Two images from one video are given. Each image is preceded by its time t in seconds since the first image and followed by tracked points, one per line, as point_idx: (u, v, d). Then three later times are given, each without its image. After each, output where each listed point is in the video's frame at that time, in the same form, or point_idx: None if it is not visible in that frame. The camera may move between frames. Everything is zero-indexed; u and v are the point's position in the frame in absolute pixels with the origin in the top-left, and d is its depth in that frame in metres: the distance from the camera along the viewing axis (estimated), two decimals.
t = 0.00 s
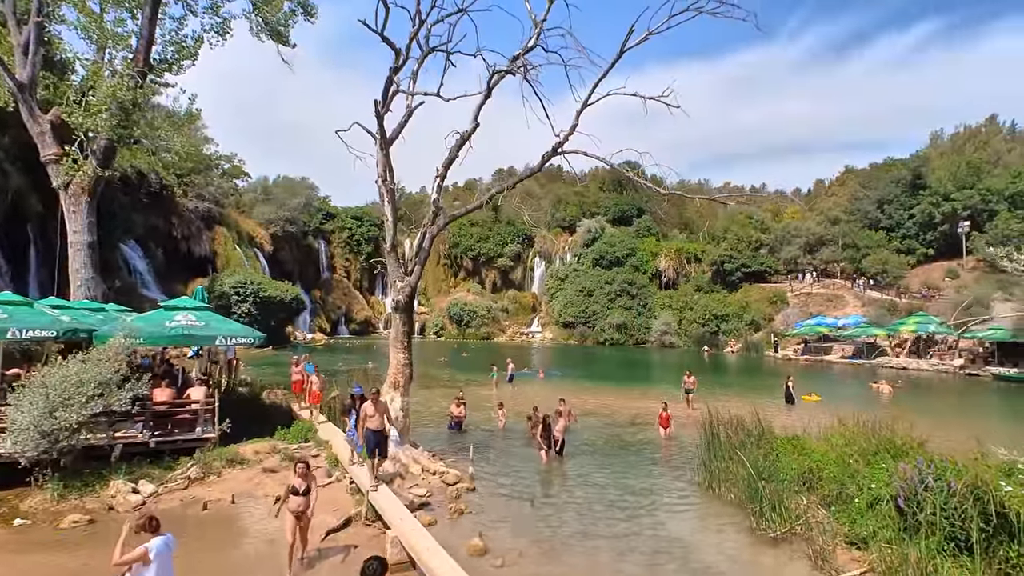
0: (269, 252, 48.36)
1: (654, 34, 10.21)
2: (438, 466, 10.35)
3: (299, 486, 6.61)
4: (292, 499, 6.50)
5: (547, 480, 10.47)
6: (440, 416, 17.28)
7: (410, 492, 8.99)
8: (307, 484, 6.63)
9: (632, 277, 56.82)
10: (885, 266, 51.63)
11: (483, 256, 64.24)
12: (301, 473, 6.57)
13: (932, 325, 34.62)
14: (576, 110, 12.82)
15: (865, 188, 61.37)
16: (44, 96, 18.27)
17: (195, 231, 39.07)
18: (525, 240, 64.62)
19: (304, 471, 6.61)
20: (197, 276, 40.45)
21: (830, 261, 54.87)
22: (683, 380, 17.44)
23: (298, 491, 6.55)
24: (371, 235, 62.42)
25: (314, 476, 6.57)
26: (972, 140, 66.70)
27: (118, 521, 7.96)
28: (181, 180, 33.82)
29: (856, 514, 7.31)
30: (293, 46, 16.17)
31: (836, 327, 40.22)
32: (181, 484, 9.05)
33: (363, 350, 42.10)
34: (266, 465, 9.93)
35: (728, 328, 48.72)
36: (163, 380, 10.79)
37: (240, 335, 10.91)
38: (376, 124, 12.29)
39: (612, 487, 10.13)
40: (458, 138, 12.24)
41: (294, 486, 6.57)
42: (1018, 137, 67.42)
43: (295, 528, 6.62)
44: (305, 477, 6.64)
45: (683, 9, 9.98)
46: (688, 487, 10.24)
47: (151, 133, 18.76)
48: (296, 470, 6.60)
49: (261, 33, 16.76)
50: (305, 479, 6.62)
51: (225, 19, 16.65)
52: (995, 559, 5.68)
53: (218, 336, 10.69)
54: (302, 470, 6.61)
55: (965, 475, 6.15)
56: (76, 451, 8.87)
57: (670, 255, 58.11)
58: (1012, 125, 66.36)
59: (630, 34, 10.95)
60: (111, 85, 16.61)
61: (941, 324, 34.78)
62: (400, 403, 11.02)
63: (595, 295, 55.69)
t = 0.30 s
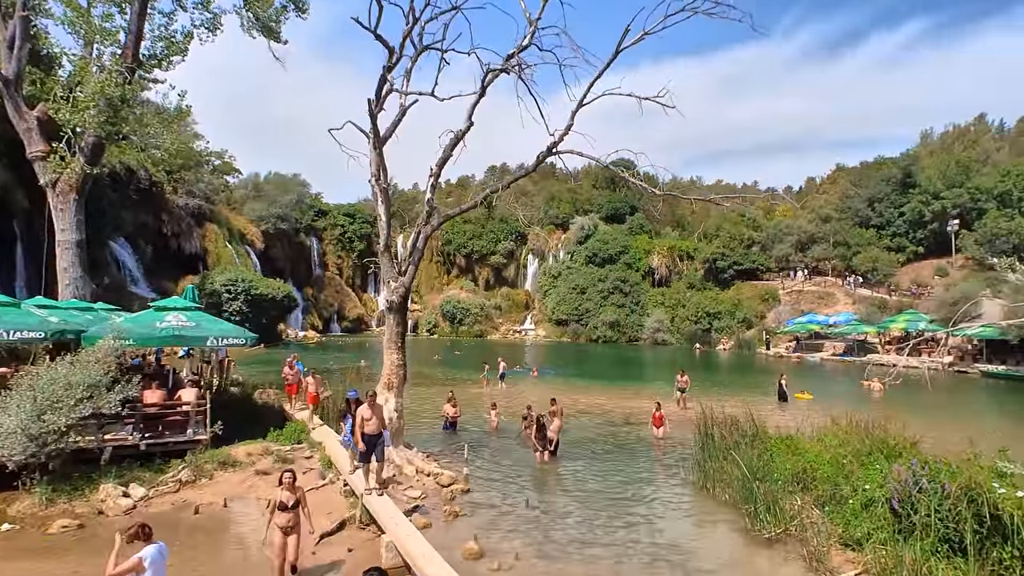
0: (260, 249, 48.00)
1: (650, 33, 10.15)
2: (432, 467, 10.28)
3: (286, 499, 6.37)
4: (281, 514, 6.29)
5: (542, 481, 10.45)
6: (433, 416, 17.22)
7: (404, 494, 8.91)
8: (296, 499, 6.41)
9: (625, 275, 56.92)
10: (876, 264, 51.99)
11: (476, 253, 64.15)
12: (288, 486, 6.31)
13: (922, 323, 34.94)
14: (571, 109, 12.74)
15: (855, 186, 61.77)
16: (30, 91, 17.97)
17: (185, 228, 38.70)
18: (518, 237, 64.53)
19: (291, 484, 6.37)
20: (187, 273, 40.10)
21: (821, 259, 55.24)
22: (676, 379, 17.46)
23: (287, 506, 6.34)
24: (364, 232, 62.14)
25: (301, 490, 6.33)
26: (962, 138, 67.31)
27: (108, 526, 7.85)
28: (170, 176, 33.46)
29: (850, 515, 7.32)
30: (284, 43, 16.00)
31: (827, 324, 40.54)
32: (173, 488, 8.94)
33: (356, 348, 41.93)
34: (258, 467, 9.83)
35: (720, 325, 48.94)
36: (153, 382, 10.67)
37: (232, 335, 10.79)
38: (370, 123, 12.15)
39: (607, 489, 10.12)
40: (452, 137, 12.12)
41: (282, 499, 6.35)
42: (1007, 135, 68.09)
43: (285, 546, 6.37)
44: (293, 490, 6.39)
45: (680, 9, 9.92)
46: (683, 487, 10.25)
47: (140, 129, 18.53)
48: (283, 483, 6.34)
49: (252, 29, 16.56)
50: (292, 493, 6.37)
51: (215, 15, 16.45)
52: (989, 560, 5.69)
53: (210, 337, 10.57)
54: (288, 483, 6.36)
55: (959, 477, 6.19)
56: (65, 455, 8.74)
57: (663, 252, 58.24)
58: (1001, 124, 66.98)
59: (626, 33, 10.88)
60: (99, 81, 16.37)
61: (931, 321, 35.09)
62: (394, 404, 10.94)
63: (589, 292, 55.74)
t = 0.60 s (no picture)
0: (251, 246, 47.70)
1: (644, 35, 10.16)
2: (426, 468, 10.27)
3: (277, 511, 6.17)
4: (269, 527, 6.09)
5: (536, 482, 10.49)
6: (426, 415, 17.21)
7: (397, 495, 8.91)
8: (286, 511, 6.19)
9: (617, 272, 57.06)
10: (866, 262, 52.44)
11: (469, 251, 64.10)
12: (280, 497, 6.10)
13: (911, 321, 35.28)
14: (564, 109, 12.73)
15: (846, 184, 62.24)
16: (17, 88, 17.70)
17: (176, 225, 38.38)
18: (511, 235, 64.45)
19: (283, 494, 6.15)
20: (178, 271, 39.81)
21: (812, 257, 55.64)
22: (667, 379, 17.54)
23: (277, 518, 6.14)
24: (356, 230, 61.84)
25: (292, 501, 6.13)
26: (951, 138, 68.00)
27: (98, 529, 7.79)
28: (160, 173, 33.18)
29: (841, 515, 7.36)
30: (276, 41, 15.88)
31: (818, 322, 40.86)
32: (164, 490, 8.88)
33: (348, 346, 41.81)
34: (251, 468, 9.79)
35: (712, 323, 49.20)
36: (144, 384, 10.59)
37: (223, 336, 10.72)
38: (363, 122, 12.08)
39: (600, 489, 10.18)
40: (445, 137, 12.07)
41: (272, 511, 6.15)
42: (995, 135, 68.85)
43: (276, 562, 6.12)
44: (284, 502, 6.18)
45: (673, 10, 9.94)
46: (676, 487, 10.30)
47: (130, 127, 18.35)
48: (274, 492, 6.12)
49: (244, 26, 16.41)
50: (284, 505, 6.17)
51: (206, 12, 16.30)
52: (977, 560, 5.74)
53: (201, 337, 10.50)
54: (280, 493, 6.14)
55: (948, 478, 6.27)
56: (54, 457, 8.67)
57: (656, 250, 58.42)
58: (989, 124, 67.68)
59: (620, 34, 10.87)
60: (88, 78, 16.19)
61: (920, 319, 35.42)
62: (387, 404, 10.93)
63: (581, 290, 55.83)
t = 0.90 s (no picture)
0: (245, 245, 47.51)
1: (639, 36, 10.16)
2: (422, 469, 10.29)
3: (272, 528, 5.94)
4: (264, 545, 5.87)
5: (532, 483, 10.54)
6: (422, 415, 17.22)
7: (393, 497, 8.91)
8: (282, 528, 5.95)
9: (613, 271, 57.21)
10: (860, 261, 52.78)
11: (465, 249, 64.11)
12: (276, 513, 5.84)
13: (904, 319, 35.58)
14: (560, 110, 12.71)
15: (840, 183, 62.54)
16: (8, 86, 17.57)
17: (169, 224, 38.23)
18: (506, 232, 64.42)
19: (279, 509, 5.88)
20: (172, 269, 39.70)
21: (806, 255, 55.94)
22: (660, 378, 17.60)
23: (271, 536, 5.89)
24: (351, 228, 61.69)
25: (289, 518, 5.89)
26: (944, 137, 68.43)
27: (93, 532, 7.77)
28: (153, 171, 33.01)
29: (833, 515, 7.42)
30: (271, 40, 15.82)
31: (812, 320, 41.07)
32: (159, 492, 8.86)
33: (344, 344, 41.75)
34: (246, 470, 9.78)
35: (707, 321, 49.38)
36: (138, 385, 10.55)
37: (218, 338, 10.70)
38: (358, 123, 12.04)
39: (595, 490, 10.22)
40: (441, 137, 12.03)
41: (267, 529, 5.91)
42: (988, 133, 69.30)
43: None
44: (280, 519, 5.93)
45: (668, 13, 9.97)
46: (671, 487, 10.38)
47: (123, 125, 18.24)
48: (271, 507, 5.87)
49: (238, 24, 16.33)
50: (280, 522, 5.92)
51: (199, 10, 16.22)
52: (967, 560, 5.80)
53: (196, 338, 10.47)
54: (276, 509, 5.88)
55: (940, 480, 6.34)
56: (48, 460, 8.63)
57: (651, 248, 58.61)
58: (982, 123, 68.13)
59: (615, 35, 10.86)
60: (80, 76, 16.10)
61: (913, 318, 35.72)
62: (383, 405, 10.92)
63: (577, 289, 55.95)
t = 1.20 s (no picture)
0: (242, 242, 47.34)
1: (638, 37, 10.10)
2: (420, 470, 10.29)
3: (268, 538, 5.61)
4: (260, 556, 5.53)
5: (530, 483, 10.55)
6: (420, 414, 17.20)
7: (391, 497, 8.90)
8: (279, 538, 5.64)
9: (610, 269, 57.28)
10: (856, 259, 52.89)
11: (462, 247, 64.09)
12: (273, 522, 5.60)
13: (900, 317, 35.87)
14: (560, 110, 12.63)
15: (837, 181, 62.66)
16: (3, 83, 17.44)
17: (165, 222, 38.08)
18: (504, 230, 64.37)
19: (274, 519, 5.63)
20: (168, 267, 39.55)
21: (803, 253, 56.05)
22: (659, 378, 17.64)
23: (268, 546, 5.57)
24: (348, 225, 61.54)
25: (287, 527, 5.62)
26: (940, 135, 68.68)
27: (91, 535, 7.74)
28: (149, 169, 32.85)
29: (831, 517, 7.44)
30: (267, 38, 15.75)
31: (808, 318, 41.16)
32: (157, 494, 8.83)
33: (341, 343, 41.71)
34: (244, 471, 9.75)
35: (704, 320, 49.43)
36: (135, 386, 10.51)
37: (215, 338, 10.66)
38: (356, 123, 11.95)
39: (594, 490, 10.23)
40: (440, 137, 11.94)
41: (263, 539, 5.58)
42: (983, 132, 69.55)
43: None
44: (277, 528, 5.64)
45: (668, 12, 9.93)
46: (669, 487, 10.40)
47: (118, 123, 18.14)
48: (267, 518, 5.62)
49: (234, 22, 16.24)
50: (277, 531, 5.62)
51: (196, 8, 16.13)
52: (964, 562, 5.83)
53: (193, 339, 10.44)
54: (272, 518, 5.63)
55: (937, 481, 6.37)
56: (45, 462, 8.58)
57: (648, 246, 58.72)
58: (977, 121, 68.39)
59: (615, 36, 10.78)
60: (76, 75, 16.03)
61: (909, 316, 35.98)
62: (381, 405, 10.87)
63: (574, 287, 55.95)
